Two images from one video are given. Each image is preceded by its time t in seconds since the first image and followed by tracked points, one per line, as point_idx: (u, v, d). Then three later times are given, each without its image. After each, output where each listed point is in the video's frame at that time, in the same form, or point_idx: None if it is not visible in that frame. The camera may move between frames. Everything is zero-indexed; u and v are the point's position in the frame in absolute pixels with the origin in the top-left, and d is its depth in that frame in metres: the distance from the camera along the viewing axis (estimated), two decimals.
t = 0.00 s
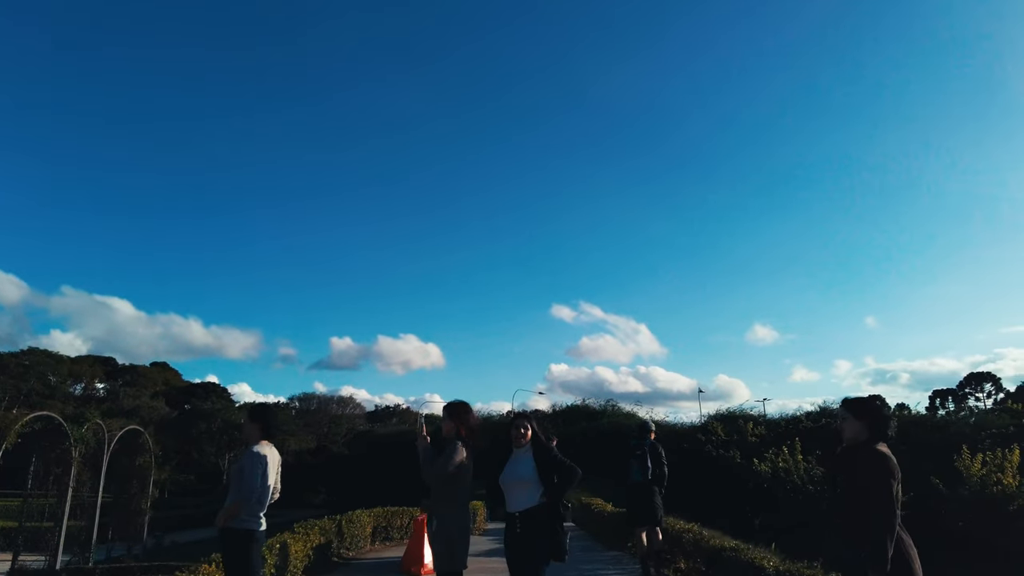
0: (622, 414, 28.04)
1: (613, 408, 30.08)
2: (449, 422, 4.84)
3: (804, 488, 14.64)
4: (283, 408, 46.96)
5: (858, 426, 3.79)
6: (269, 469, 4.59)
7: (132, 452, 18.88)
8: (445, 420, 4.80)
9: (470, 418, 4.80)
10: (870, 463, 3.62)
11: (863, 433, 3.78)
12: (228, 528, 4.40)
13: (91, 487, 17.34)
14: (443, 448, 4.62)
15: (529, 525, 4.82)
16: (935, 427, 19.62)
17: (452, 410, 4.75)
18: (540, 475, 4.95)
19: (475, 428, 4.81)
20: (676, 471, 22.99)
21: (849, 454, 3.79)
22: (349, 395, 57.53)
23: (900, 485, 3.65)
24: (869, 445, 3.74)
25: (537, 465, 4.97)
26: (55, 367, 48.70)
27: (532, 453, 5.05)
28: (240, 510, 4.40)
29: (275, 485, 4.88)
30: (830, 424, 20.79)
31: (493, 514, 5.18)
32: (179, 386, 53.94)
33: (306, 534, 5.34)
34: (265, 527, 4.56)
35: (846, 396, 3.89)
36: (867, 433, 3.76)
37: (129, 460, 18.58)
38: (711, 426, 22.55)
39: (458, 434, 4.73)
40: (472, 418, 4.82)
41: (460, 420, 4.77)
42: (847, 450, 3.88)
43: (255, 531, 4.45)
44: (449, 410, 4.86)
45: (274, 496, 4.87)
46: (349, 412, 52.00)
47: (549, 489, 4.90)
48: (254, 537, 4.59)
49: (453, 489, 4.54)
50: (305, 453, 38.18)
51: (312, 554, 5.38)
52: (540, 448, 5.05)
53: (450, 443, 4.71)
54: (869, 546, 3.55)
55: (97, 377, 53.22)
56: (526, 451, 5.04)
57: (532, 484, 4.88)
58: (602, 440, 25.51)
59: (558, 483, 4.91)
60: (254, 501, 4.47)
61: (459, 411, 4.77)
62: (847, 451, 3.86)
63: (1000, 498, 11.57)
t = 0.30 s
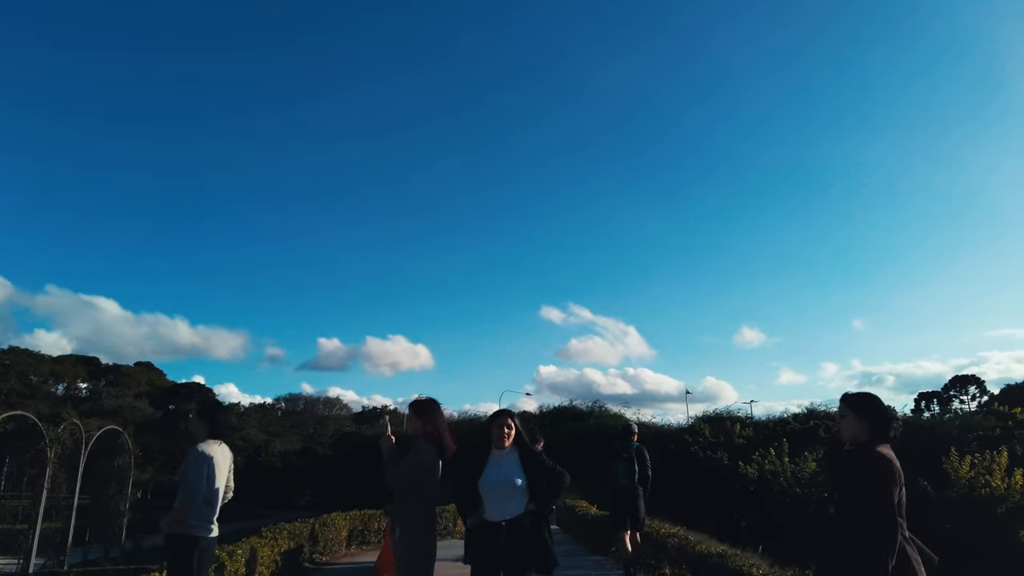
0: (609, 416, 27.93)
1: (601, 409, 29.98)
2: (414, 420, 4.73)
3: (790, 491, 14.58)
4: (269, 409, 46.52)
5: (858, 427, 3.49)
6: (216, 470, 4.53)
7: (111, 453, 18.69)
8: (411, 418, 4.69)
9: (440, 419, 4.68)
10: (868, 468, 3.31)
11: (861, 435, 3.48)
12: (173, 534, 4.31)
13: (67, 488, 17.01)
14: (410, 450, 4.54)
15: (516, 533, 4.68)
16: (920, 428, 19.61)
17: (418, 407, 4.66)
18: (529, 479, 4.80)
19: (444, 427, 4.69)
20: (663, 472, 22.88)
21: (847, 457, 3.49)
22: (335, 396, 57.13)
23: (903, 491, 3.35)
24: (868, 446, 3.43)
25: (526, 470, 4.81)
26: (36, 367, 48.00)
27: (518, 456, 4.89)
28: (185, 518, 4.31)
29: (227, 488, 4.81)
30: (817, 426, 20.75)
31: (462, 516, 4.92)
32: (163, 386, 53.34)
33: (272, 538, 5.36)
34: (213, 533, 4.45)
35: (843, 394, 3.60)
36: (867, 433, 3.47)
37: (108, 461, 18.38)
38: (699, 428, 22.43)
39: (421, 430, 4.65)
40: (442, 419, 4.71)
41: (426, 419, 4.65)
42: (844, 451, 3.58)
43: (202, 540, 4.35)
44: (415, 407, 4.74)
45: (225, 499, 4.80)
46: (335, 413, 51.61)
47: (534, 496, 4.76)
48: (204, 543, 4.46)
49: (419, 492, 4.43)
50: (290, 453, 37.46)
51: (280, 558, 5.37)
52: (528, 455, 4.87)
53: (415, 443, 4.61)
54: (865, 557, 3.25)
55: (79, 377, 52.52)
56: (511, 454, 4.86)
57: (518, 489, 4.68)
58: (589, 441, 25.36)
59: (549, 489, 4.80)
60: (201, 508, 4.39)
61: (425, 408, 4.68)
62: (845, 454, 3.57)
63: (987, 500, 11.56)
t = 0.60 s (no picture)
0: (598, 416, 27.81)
1: (589, 410, 29.85)
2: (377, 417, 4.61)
3: (780, 492, 14.45)
4: (256, 409, 46.11)
5: (861, 423, 3.30)
6: (159, 470, 4.45)
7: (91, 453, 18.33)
8: (374, 414, 4.56)
9: (404, 412, 4.60)
10: (872, 467, 3.11)
11: (867, 432, 3.28)
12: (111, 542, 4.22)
13: (45, 489, 16.67)
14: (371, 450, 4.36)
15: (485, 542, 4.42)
16: (911, 428, 19.55)
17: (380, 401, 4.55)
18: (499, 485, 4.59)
19: (406, 421, 4.59)
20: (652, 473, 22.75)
21: (850, 455, 3.29)
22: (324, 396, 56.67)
23: (913, 492, 3.13)
24: (873, 444, 3.23)
25: (495, 474, 4.60)
26: (19, 366, 47.32)
27: (486, 457, 4.69)
28: (124, 525, 4.22)
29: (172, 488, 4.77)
30: (807, 427, 20.66)
31: (420, 521, 4.68)
32: (149, 386, 52.76)
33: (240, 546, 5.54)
34: (154, 539, 4.36)
35: (845, 387, 3.41)
36: (873, 430, 3.27)
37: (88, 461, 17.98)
38: (688, 428, 22.31)
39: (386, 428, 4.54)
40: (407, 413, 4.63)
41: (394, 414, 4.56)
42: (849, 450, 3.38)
43: (141, 548, 4.27)
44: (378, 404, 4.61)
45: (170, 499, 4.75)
46: (323, 413, 51.22)
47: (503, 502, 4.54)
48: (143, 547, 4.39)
49: (378, 493, 4.28)
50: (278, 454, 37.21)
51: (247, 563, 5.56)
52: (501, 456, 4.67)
53: (376, 439, 4.48)
54: (873, 563, 3.03)
55: (63, 377, 51.84)
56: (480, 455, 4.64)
57: (486, 495, 4.45)
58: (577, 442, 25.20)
59: (519, 497, 4.59)
60: (140, 515, 4.29)
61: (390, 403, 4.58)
62: (849, 452, 3.37)
63: (979, 502, 11.45)
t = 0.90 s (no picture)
0: (593, 417, 27.63)
1: (584, 411, 29.65)
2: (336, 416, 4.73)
3: (777, 494, 14.27)
4: (249, 410, 45.81)
5: (884, 422, 3.08)
6: (103, 473, 4.36)
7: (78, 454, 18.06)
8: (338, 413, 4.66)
9: (370, 411, 4.64)
10: (901, 470, 2.90)
11: (889, 432, 3.07)
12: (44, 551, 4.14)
13: (30, 491, 16.46)
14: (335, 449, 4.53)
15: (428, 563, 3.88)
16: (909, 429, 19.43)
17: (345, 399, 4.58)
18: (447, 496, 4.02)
19: (370, 423, 4.63)
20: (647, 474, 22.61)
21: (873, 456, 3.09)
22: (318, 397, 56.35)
23: (942, 496, 2.93)
24: (899, 446, 3.03)
25: (440, 483, 4.02)
26: (10, 367, 46.91)
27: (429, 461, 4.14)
28: (60, 536, 4.16)
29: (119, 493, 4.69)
30: (803, 427, 20.52)
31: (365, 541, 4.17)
32: (142, 386, 52.40)
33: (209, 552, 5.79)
34: (92, 549, 4.31)
35: (860, 383, 3.19)
36: (896, 430, 3.07)
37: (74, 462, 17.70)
38: (684, 428, 22.14)
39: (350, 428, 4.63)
40: (373, 411, 4.66)
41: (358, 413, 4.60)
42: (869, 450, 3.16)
43: (78, 560, 4.23)
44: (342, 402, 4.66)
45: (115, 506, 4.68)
46: (317, 414, 50.95)
47: (454, 517, 3.98)
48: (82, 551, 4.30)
49: (336, 502, 4.49)
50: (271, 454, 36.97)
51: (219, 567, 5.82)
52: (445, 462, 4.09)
53: (338, 440, 4.63)
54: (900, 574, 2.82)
55: (55, 377, 51.44)
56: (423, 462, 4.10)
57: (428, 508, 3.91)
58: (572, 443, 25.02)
59: (475, 506, 4.03)
60: (78, 526, 4.23)
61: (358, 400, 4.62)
62: (868, 453, 3.16)
63: (978, 503, 11.29)
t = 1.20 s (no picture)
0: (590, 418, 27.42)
1: (581, 412, 29.44)
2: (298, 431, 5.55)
3: (775, 497, 14.14)
4: (246, 411, 45.59)
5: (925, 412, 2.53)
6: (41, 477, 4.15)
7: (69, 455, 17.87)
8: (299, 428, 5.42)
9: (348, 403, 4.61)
10: (942, 473, 2.33)
11: (934, 428, 2.51)
12: None
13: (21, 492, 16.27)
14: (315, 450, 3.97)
15: None
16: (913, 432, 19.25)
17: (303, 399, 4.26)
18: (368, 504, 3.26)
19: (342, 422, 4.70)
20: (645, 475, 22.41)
21: (908, 454, 2.53)
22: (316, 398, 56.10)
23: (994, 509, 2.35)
24: (942, 443, 2.46)
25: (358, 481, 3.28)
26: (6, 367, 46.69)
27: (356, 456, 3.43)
28: None
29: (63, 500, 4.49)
30: (802, 430, 20.36)
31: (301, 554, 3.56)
32: (139, 386, 52.17)
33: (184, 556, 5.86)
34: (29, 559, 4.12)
35: (890, 370, 2.66)
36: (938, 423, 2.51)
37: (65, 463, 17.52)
38: (683, 429, 21.91)
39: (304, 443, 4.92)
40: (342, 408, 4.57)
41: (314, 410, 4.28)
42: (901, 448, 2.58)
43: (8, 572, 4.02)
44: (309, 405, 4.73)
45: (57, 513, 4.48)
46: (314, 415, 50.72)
47: (379, 532, 3.22)
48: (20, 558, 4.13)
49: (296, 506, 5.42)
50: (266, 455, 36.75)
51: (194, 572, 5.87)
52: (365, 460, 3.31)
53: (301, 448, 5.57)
54: None
55: (52, 377, 51.22)
56: (349, 463, 3.40)
57: (340, 512, 3.21)
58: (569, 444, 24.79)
59: (404, 518, 3.22)
60: (11, 536, 4.03)
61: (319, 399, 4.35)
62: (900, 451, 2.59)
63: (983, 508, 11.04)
